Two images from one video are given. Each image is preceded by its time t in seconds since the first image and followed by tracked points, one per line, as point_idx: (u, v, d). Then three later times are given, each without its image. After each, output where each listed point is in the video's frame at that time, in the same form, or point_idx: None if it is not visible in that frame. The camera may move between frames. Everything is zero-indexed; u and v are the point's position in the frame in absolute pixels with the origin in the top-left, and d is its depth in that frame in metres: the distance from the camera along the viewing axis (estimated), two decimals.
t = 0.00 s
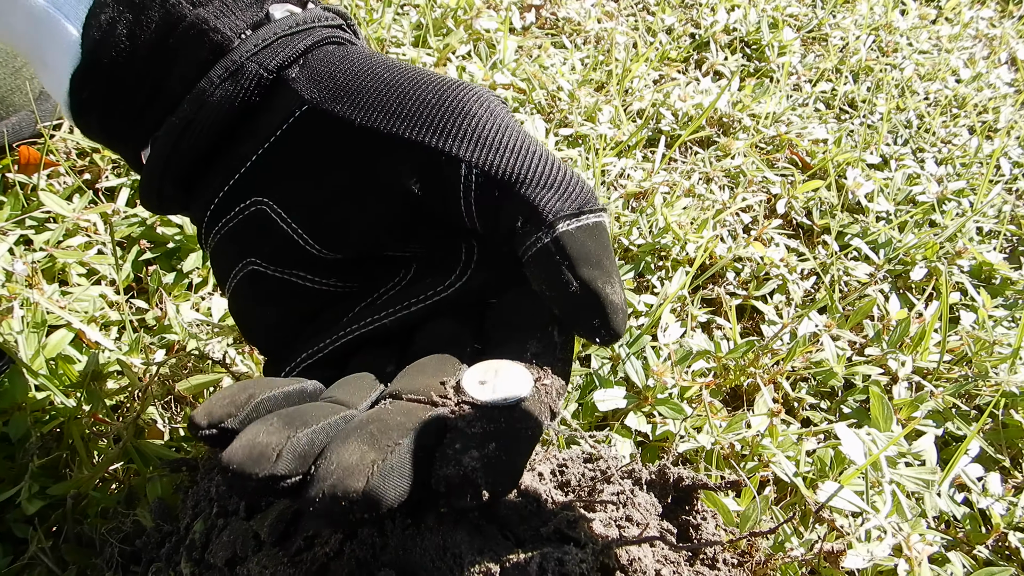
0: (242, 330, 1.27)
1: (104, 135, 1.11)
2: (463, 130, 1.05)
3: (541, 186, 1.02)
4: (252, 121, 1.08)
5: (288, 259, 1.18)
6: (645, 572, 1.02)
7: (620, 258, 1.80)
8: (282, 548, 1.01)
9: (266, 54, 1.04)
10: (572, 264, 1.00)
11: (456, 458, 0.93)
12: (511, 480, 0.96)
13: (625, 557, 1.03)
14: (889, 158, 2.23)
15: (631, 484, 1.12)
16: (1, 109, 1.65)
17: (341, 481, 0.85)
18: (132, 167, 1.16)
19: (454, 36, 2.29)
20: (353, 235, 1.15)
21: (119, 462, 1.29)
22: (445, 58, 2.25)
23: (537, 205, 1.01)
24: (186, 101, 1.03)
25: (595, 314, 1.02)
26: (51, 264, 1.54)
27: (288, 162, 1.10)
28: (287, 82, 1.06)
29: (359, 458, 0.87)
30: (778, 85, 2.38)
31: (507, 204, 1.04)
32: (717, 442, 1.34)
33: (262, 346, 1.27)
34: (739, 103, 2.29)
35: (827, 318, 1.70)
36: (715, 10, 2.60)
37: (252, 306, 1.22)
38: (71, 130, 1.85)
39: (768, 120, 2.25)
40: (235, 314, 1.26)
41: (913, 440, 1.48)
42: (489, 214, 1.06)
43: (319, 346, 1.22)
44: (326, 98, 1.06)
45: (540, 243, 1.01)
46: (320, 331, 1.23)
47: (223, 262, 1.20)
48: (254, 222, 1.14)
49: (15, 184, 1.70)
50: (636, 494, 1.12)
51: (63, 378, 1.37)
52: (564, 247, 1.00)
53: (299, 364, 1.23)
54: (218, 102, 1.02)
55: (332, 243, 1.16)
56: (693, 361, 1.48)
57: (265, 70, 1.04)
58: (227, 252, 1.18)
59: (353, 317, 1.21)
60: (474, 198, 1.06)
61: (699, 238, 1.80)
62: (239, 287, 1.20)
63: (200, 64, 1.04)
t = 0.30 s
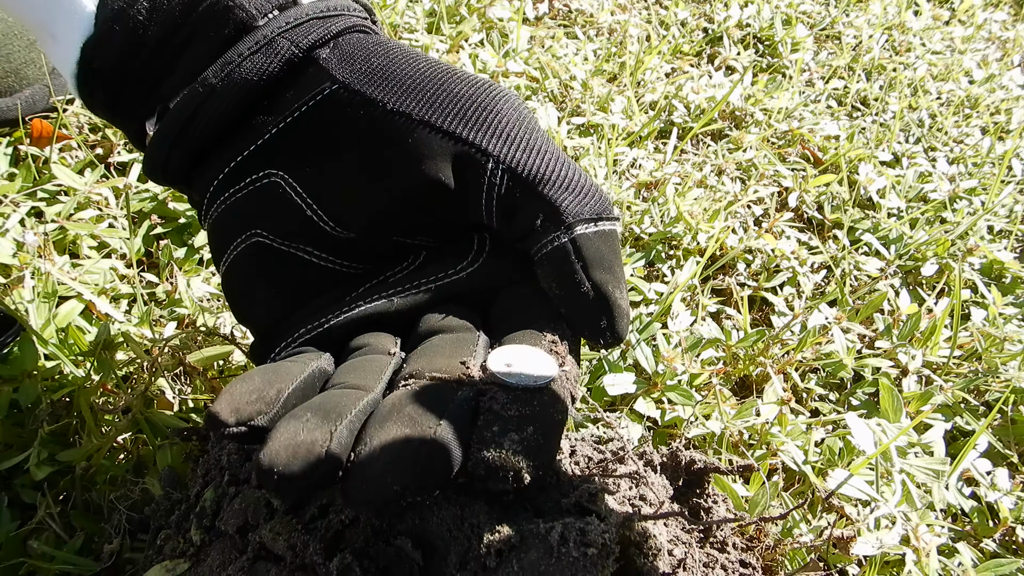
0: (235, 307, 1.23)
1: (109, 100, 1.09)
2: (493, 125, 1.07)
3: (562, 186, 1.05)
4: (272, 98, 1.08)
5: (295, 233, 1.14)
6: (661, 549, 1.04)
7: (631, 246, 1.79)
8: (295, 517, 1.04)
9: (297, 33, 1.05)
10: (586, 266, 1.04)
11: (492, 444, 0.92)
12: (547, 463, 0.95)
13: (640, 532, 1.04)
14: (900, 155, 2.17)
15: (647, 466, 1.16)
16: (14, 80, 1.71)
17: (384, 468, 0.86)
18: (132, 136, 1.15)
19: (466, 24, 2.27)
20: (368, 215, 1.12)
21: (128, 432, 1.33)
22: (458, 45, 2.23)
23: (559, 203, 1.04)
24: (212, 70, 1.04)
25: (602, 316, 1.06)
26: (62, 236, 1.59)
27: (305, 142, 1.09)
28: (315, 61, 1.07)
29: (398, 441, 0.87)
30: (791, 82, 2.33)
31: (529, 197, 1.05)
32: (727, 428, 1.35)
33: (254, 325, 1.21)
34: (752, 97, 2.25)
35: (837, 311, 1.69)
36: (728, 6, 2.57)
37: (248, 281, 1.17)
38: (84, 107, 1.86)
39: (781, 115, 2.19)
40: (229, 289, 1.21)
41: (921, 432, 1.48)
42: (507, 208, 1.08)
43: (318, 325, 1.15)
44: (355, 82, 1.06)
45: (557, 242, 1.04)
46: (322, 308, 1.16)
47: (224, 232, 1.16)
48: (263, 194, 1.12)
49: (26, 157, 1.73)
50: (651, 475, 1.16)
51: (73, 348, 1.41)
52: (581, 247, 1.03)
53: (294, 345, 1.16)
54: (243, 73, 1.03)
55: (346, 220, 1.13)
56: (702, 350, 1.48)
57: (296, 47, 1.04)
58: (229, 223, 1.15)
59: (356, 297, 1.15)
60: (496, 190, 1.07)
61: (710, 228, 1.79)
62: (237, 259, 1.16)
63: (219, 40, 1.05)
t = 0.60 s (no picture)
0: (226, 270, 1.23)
1: (97, 57, 1.08)
2: (485, 71, 0.99)
3: (556, 134, 0.97)
4: (262, 54, 1.07)
5: (285, 193, 1.14)
6: (659, 530, 1.02)
7: (631, 228, 1.76)
8: (285, 493, 1.03)
9: None
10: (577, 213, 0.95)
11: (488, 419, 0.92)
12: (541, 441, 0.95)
13: (642, 510, 1.03)
14: (906, 141, 2.11)
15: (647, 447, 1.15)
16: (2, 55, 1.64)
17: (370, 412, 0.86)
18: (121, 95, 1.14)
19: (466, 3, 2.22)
20: (357, 173, 1.11)
21: (117, 411, 1.32)
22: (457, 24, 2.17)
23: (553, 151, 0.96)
24: (201, 22, 1.03)
25: (598, 269, 0.96)
26: (51, 212, 1.57)
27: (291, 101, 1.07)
28: (308, 15, 1.05)
29: (383, 387, 0.88)
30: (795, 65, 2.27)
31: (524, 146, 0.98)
32: (727, 413, 1.33)
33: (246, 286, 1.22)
34: (756, 79, 2.20)
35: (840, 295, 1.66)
36: None
37: (238, 241, 1.17)
38: (75, 82, 1.82)
39: (785, 98, 2.14)
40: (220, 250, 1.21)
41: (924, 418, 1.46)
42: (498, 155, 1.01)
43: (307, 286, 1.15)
44: (345, 31, 1.03)
45: (546, 192, 0.96)
46: (312, 269, 1.17)
47: (212, 190, 1.16)
48: (247, 151, 1.11)
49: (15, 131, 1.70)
50: (650, 457, 1.14)
51: (60, 324, 1.40)
52: (576, 195, 0.95)
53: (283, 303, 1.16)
54: (234, 24, 1.02)
55: (335, 175, 1.12)
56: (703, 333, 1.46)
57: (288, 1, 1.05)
58: (216, 179, 1.14)
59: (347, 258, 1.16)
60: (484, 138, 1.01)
61: (712, 211, 1.76)
62: (226, 218, 1.15)
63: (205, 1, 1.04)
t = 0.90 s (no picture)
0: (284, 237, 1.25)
1: (127, 19, 1.14)
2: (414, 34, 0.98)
3: (470, 126, 0.98)
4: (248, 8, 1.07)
5: (303, 146, 1.15)
6: (660, 530, 1.04)
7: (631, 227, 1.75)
8: (285, 492, 1.05)
9: None
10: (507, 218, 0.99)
11: (527, 342, 0.80)
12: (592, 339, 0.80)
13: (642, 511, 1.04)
14: (906, 140, 2.10)
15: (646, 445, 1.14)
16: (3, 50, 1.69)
17: (444, 419, 0.90)
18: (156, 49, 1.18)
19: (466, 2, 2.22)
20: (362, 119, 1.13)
21: (118, 409, 1.31)
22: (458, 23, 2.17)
23: (456, 146, 0.98)
24: None
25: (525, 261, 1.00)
26: (51, 209, 1.57)
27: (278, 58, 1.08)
28: None
29: (451, 390, 0.90)
30: (796, 64, 2.26)
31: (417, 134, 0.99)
32: (727, 412, 1.34)
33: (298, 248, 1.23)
34: (756, 78, 2.19)
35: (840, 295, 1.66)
36: None
37: (274, 200, 1.19)
38: (75, 78, 1.82)
39: (785, 97, 2.13)
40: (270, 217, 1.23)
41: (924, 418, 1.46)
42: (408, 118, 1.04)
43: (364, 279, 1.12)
44: None
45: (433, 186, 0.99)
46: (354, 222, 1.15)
47: (244, 152, 1.18)
48: (257, 109, 1.13)
49: (16, 127, 1.70)
50: (650, 456, 1.14)
51: (61, 322, 1.40)
52: (446, 217, 0.99)
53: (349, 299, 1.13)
54: None
55: (342, 119, 1.13)
56: (703, 332, 1.46)
57: None
58: (242, 144, 1.17)
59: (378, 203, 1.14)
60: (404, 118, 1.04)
61: (712, 210, 1.76)
62: (259, 177, 1.18)
63: None
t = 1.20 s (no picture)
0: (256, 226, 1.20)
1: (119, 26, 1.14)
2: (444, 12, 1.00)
3: (472, 100, 0.97)
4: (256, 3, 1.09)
5: (302, 131, 1.14)
6: (660, 531, 1.05)
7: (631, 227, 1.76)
8: (288, 493, 1.07)
9: None
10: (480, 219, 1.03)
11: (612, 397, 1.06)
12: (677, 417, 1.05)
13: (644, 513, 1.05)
14: (904, 140, 2.11)
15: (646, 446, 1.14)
16: (5, 52, 1.66)
17: (546, 463, 0.94)
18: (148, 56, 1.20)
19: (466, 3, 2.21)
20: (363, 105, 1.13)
21: (120, 410, 1.32)
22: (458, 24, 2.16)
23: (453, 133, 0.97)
24: None
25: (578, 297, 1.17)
26: (53, 211, 1.58)
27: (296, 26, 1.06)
28: None
29: (549, 427, 0.97)
30: (795, 64, 2.26)
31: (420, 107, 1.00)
32: (727, 412, 1.35)
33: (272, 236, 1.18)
34: (756, 78, 2.19)
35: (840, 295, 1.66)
36: None
37: (259, 183, 1.14)
38: (76, 80, 1.82)
39: (785, 97, 2.13)
40: (247, 203, 1.19)
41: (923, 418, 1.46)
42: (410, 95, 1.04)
43: (359, 267, 1.09)
44: None
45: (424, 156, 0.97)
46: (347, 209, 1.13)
47: (232, 134, 1.14)
48: (262, 90, 1.10)
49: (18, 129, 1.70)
50: (651, 457, 1.15)
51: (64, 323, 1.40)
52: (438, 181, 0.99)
53: (338, 290, 1.10)
54: None
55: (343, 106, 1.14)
56: (704, 332, 1.47)
57: None
58: (232, 126, 1.13)
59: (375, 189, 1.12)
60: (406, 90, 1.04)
61: (712, 211, 1.77)
62: (249, 159, 1.13)
63: None
